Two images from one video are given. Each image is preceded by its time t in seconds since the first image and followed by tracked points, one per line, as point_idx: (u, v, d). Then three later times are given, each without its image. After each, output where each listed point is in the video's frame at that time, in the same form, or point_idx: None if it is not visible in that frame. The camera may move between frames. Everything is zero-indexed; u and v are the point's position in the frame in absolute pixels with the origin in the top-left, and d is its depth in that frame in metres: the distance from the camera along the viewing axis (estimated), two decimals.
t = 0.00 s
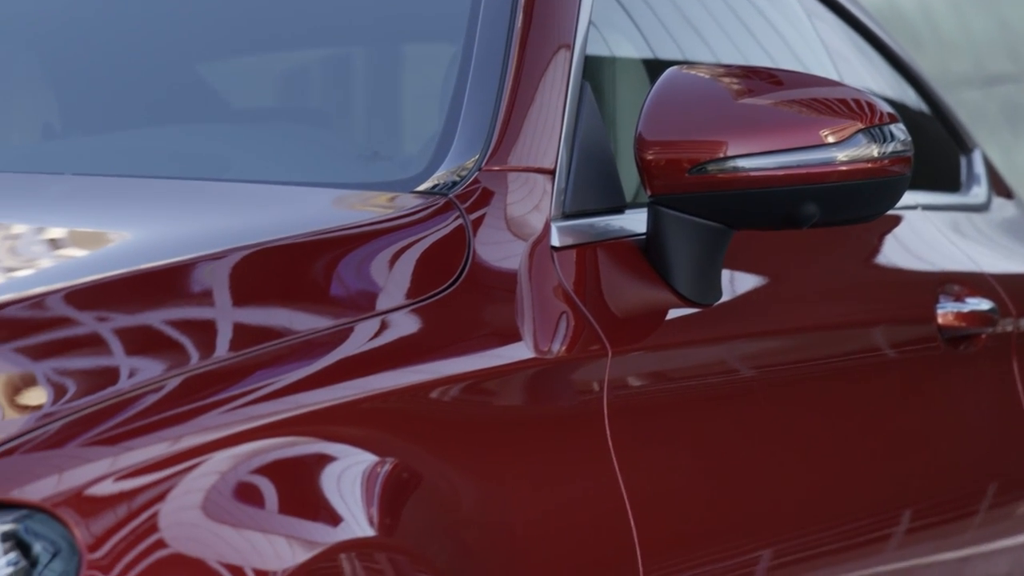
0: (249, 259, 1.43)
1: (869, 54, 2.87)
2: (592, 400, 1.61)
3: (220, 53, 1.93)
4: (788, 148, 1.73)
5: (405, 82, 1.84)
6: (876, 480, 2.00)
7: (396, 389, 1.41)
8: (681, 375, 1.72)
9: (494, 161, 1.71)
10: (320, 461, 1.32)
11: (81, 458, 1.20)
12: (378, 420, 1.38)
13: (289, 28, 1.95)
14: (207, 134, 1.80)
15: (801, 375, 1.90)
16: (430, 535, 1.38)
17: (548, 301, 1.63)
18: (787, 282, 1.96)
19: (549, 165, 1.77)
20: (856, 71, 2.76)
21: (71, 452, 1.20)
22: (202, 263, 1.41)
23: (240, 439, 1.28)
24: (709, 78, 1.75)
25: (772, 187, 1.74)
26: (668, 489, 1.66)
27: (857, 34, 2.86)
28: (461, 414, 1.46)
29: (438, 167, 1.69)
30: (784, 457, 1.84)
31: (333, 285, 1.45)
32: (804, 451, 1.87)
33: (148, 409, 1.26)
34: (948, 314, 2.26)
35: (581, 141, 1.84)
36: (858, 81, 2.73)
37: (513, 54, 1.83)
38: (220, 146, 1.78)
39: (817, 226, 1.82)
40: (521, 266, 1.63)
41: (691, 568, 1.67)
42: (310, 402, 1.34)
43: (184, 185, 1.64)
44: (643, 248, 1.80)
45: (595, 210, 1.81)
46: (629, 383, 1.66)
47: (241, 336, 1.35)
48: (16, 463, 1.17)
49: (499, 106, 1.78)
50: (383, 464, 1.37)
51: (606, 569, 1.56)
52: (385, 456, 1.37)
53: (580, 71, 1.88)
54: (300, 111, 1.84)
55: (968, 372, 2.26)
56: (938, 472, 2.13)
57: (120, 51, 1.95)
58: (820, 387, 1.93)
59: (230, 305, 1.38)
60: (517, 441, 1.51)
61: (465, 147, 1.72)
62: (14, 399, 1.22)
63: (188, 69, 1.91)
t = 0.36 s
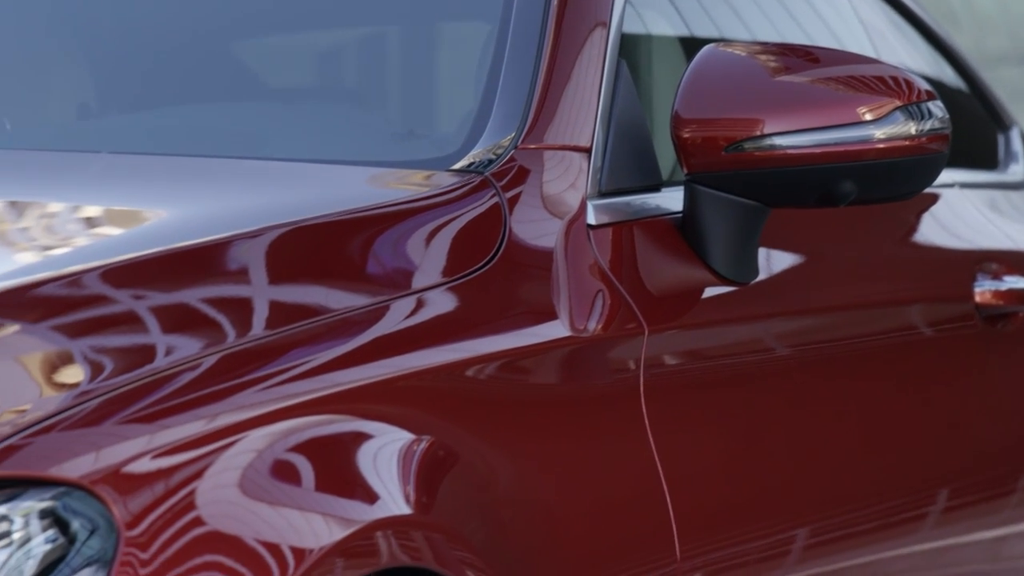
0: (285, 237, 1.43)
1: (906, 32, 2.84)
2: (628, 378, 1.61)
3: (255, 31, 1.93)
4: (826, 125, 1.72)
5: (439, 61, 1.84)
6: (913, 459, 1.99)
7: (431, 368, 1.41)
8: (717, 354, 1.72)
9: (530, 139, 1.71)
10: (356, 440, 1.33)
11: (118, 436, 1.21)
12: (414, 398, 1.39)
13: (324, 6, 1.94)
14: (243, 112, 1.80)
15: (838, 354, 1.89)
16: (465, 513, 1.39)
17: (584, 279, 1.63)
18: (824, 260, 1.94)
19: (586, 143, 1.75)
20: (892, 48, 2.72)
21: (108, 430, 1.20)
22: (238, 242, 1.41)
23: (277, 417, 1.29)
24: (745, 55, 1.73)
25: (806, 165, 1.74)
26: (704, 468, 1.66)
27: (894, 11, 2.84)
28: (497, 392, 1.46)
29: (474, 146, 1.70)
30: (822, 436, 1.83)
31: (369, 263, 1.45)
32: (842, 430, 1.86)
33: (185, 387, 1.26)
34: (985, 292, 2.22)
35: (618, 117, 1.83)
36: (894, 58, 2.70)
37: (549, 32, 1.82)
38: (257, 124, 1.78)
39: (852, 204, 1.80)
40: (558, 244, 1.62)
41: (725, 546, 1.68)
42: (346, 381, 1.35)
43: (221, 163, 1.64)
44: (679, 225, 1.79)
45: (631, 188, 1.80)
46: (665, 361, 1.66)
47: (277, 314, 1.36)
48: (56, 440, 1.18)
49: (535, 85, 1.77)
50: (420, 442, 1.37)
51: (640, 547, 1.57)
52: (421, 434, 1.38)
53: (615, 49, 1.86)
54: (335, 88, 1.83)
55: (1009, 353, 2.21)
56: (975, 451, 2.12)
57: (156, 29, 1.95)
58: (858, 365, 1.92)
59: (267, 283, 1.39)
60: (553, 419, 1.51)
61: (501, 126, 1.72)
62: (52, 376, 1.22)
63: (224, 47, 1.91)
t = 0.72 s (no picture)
0: (325, 216, 1.43)
1: (948, 9, 2.81)
2: (668, 357, 1.60)
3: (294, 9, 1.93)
4: (868, 104, 1.70)
5: (478, 39, 1.83)
6: (956, 438, 1.97)
7: (472, 347, 1.41)
8: (758, 332, 1.71)
9: (571, 117, 1.71)
10: (397, 418, 1.33)
11: (160, 414, 1.21)
12: (455, 376, 1.39)
13: None
14: (282, 90, 1.80)
15: (880, 332, 1.88)
16: (508, 491, 1.38)
17: (624, 258, 1.62)
18: (866, 239, 1.93)
19: (627, 121, 1.75)
20: (934, 26, 2.70)
21: (150, 408, 1.21)
22: (278, 220, 1.41)
23: (318, 395, 1.29)
24: (787, 34, 1.72)
25: (850, 144, 1.71)
26: (746, 446, 1.65)
27: None
28: (537, 371, 1.46)
29: (515, 123, 1.69)
30: (864, 415, 1.81)
31: (409, 241, 1.44)
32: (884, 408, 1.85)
33: (226, 365, 1.27)
34: None
35: (660, 94, 1.81)
36: (937, 36, 2.67)
37: (589, 9, 1.82)
38: (296, 103, 1.78)
39: (896, 181, 1.78)
40: (598, 222, 1.62)
41: (766, 525, 1.68)
42: (386, 360, 1.35)
43: (260, 141, 1.64)
44: (720, 204, 1.77)
45: (672, 166, 1.79)
46: (706, 340, 1.65)
47: (318, 292, 1.36)
48: (97, 419, 1.19)
49: (575, 62, 1.77)
50: (460, 420, 1.37)
51: (681, 526, 1.57)
52: (461, 412, 1.38)
53: (655, 25, 1.84)
54: (374, 66, 1.83)
55: None
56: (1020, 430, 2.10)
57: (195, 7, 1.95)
58: (901, 343, 1.90)
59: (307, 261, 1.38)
60: (594, 398, 1.50)
61: (541, 103, 1.72)
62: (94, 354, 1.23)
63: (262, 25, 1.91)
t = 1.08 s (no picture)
0: (367, 196, 1.43)
1: None
2: (711, 337, 1.60)
3: None
4: (911, 83, 1.68)
5: (520, 17, 1.82)
6: (999, 419, 1.96)
7: (514, 327, 1.41)
8: (801, 312, 1.70)
9: (614, 97, 1.70)
10: (440, 398, 1.33)
11: (204, 394, 1.22)
12: (497, 356, 1.38)
13: None
14: (322, 72, 1.80)
15: (923, 312, 1.86)
16: (550, 470, 1.38)
17: (667, 238, 1.61)
18: (910, 218, 1.91)
19: (669, 101, 1.74)
20: (978, 2, 2.66)
21: (194, 388, 1.21)
22: (320, 201, 1.41)
23: (361, 375, 1.29)
24: (830, 13, 1.70)
25: (894, 122, 1.70)
26: (788, 427, 1.65)
27: None
28: (579, 350, 1.45)
29: (558, 103, 1.69)
30: (907, 396, 1.80)
31: (451, 221, 1.44)
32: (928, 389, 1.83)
33: (269, 345, 1.27)
34: None
35: (700, 76, 1.80)
36: (981, 13, 2.64)
37: None
38: (335, 85, 1.78)
39: (942, 160, 1.77)
40: (641, 202, 1.61)
41: (810, 507, 1.67)
42: (428, 340, 1.34)
43: (301, 122, 1.64)
44: (764, 184, 1.76)
45: (714, 147, 1.78)
46: (749, 320, 1.64)
47: (360, 271, 1.36)
48: (141, 399, 1.19)
49: (618, 42, 1.76)
50: (503, 400, 1.37)
51: (723, 507, 1.57)
52: (504, 392, 1.37)
53: (699, 4, 1.83)
54: (415, 45, 1.82)
55: None
56: None
57: None
58: (944, 324, 1.89)
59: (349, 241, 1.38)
60: (636, 378, 1.50)
61: (584, 83, 1.72)
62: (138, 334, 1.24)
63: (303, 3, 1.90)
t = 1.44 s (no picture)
0: (406, 175, 1.43)
1: None
2: (752, 317, 1.59)
3: None
4: (954, 62, 1.67)
5: None
6: None
7: (554, 307, 1.40)
8: (843, 291, 1.69)
9: (655, 76, 1.70)
10: (481, 375, 1.33)
11: (245, 372, 1.22)
12: (538, 335, 1.38)
13: None
14: (359, 52, 1.80)
15: (965, 292, 1.85)
16: (591, 449, 1.38)
17: (708, 217, 1.61)
18: (953, 197, 1.89)
19: (709, 80, 1.74)
20: None
21: (235, 367, 1.22)
22: (360, 179, 1.41)
23: (402, 354, 1.29)
24: None
25: (937, 100, 1.70)
26: (830, 406, 1.64)
27: None
28: (620, 329, 1.45)
29: (599, 82, 1.69)
30: (949, 377, 1.79)
31: (492, 198, 1.44)
32: (970, 369, 1.82)
33: (310, 324, 1.27)
34: None
35: (740, 54, 1.79)
36: None
37: None
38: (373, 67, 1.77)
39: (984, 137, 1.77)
40: (681, 180, 1.61)
41: (851, 487, 1.67)
42: (469, 319, 1.34)
43: (339, 102, 1.64)
44: (805, 162, 1.75)
45: (755, 126, 1.76)
46: (790, 299, 1.64)
47: (401, 250, 1.36)
48: (183, 377, 1.20)
49: (659, 21, 1.76)
50: (544, 379, 1.36)
51: (764, 487, 1.57)
52: (545, 370, 1.37)
53: None
54: (455, 24, 1.81)
55: None
56: None
57: None
58: (988, 303, 1.87)
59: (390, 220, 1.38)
60: (676, 357, 1.50)
61: (626, 62, 1.71)
62: (179, 313, 1.24)
63: None
